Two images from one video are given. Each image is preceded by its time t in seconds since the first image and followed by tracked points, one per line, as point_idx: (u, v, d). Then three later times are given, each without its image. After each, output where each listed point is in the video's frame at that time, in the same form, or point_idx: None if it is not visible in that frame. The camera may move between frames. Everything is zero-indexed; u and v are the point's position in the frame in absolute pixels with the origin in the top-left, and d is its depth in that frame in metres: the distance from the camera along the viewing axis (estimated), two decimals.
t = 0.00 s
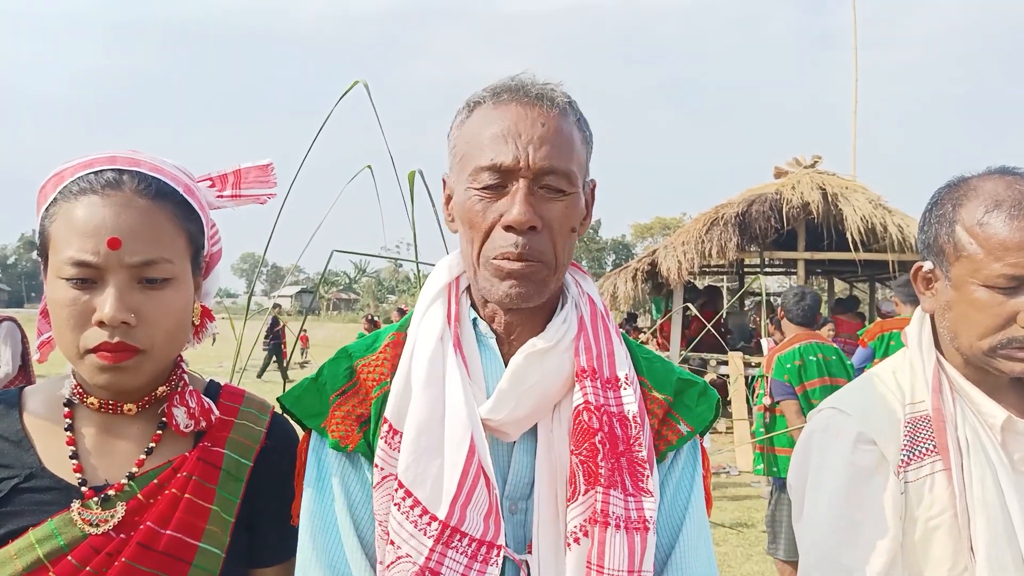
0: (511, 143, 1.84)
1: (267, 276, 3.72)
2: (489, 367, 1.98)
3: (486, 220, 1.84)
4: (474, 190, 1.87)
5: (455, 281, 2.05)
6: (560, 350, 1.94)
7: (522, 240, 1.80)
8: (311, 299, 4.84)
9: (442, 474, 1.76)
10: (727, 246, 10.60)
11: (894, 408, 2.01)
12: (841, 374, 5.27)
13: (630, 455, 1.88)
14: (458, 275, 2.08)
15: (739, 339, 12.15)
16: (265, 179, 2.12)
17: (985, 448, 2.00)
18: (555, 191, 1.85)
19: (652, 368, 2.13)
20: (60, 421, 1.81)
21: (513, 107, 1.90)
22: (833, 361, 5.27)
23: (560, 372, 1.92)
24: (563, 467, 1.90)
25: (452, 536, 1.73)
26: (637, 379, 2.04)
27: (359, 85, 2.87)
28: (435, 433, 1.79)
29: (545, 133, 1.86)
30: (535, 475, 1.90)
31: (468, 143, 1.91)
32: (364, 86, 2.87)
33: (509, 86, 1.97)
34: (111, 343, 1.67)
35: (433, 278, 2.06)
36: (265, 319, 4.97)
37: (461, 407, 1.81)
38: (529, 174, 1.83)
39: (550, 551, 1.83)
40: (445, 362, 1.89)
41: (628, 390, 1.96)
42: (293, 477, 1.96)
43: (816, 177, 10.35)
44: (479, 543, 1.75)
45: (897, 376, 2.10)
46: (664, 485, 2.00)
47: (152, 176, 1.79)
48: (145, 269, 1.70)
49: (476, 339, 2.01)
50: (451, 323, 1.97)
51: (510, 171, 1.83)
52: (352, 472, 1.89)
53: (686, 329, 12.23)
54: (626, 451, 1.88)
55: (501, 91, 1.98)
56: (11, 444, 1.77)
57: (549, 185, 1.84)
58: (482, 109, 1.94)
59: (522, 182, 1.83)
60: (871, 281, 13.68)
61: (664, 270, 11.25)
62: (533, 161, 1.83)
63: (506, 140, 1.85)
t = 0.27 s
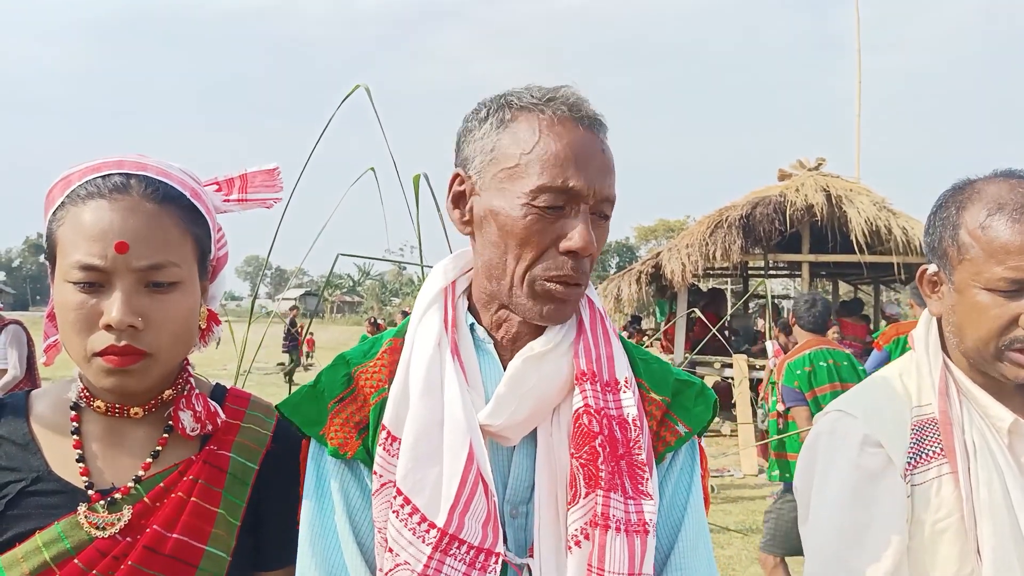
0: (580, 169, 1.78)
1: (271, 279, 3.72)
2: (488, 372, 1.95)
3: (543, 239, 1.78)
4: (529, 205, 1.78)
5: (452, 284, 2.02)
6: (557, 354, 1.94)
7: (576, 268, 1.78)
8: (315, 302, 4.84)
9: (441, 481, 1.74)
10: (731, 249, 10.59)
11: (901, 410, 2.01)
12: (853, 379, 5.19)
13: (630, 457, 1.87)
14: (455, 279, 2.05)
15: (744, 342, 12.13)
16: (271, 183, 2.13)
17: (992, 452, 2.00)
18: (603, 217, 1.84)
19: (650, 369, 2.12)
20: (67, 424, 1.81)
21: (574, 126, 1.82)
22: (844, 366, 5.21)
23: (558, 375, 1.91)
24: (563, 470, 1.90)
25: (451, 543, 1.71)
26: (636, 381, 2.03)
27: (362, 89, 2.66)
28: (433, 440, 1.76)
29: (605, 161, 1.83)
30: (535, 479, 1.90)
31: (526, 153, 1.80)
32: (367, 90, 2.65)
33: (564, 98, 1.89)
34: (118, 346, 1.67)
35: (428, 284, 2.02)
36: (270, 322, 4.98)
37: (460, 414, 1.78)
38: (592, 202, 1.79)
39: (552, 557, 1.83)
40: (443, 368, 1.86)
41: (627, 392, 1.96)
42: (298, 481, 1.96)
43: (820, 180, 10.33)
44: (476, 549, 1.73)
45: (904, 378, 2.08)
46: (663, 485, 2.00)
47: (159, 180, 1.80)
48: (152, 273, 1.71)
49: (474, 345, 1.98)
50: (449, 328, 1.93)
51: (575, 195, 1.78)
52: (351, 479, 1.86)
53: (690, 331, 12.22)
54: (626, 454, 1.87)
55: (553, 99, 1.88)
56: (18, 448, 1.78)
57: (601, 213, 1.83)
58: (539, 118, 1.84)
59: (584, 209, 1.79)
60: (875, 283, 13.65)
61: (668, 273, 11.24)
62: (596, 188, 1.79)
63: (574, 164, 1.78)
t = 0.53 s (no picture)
0: (618, 191, 1.76)
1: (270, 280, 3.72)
2: (488, 375, 1.95)
3: (574, 260, 1.74)
4: (562, 224, 1.74)
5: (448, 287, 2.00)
6: (558, 357, 1.93)
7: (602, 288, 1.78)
8: (314, 303, 4.84)
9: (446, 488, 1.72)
10: (729, 248, 10.60)
11: (900, 408, 2.01)
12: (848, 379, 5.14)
13: (634, 459, 1.88)
14: (451, 281, 2.03)
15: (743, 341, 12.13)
16: (269, 185, 2.13)
17: (990, 450, 2.00)
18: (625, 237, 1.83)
19: (643, 368, 2.11)
20: (65, 425, 1.81)
21: (609, 148, 1.79)
22: (838, 366, 5.17)
23: (560, 378, 1.91)
24: (565, 471, 1.90)
25: (458, 552, 1.68)
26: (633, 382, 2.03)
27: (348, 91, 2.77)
28: (438, 447, 1.74)
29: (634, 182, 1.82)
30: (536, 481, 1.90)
31: (562, 172, 1.76)
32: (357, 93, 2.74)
33: (599, 116, 1.85)
34: (117, 348, 1.67)
35: (423, 288, 2.00)
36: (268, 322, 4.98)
37: (464, 418, 1.76)
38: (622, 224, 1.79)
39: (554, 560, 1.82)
40: (444, 373, 1.84)
41: (629, 394, 1.97)
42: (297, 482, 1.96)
43: (818, 179, 10.33)
44: (484, 557, 1.70)
45: (902, 378, 2.09)
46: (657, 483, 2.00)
47: (157, 182, 1.80)
48: (151, 275, 1.71)
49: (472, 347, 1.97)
50: (447, 332, 1.92)
51: (610, 218, 1.76)
52: (350, 487, 1.83)
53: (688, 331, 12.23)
54: (630, 456, 1.88)
55: (587, 117, 1.84)
56: (15, 449, 1.78)
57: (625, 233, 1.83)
58: (575, 136, 1.80)
59: (615, 230, 1.78)
60: (873, 283, 13.65)
61: (667, 273, 11.25)
62: (626, 213, 1.78)
63: (611, 188, 1.75)
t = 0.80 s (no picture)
0: (632, 190, 1.77)
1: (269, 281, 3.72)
2: (492, 376, 1.94)
3: (589, 260, 1.74)
4: (579, 224, 1.73)
5: (451, 288, 1.99)
6: (564, 358, 1.92)
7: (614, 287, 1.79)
8: (314, 303, 4.83)
9: (456, 493, 1.71)
10: (729, 248, 10.60)
11: (899, 406, 2.01)
12: (830, 378, 5.09)
13: (640, 460, 1.89)
14: (452, 282, 2.02)
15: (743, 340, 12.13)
16: (268, 185, 2.13)
17: (991, 449, 2.00)
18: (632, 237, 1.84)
19: (643, 368, 2.12)
20: (65, 424, 1.81)
21: (621, 148, 1.80)
22: (819, 365, 5.11)
23: (566, 379, 1.91)
24: (571, 473, 1.90)
25: (469, 559, 1.67)
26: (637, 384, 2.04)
27: (349, 91, 2.70)
28: (447, 451, 1.73)
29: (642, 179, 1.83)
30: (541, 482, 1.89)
31: (579, 171, 1.75)
32: (355, 92, 2.69)
33: (610, 116, 1.84)
34: (118, 349, 1.67)
35: (426, 289, 1.98)
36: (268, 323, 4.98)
37: (473, 422, 1.75)
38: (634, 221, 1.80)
39: (561, 564, 1.82)
40: (451, 376, 1.83)
41: (634, 395, 1.97)
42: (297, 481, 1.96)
43: (818, 178, 10.33)
44: (494, 564, 1.69)
45: (901, 377, 2.08)
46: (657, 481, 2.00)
47: (157, 182, 1.80)
48: (151, 276, 1.71)
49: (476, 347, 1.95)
50: (452, 334, 1.90)
51: (624, 217, 1.77)
52: (349, 492, 1.82)
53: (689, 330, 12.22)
54: (636, 457, 1.88)
55: (600, 116, 1.83)
56: (15, 448, 1.78)
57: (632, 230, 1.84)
58: (591, 136, 1.79)
59: (628, 228, 1.79)
60: (874, 282, 13.65)
61: (667, 272, 11.25)
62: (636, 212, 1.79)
63: (626, 189, 1.76)
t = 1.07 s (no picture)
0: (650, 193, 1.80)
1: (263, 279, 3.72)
2: (494, 371, 1.92)
3: (609, 262, 1.75)
4: (604, 225, 1.73)
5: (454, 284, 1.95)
6: (567, 354, 1.93)
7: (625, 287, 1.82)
8: (308, 300, 4.83)
9: (469, 494, 1.70)
10: (723, 246, 10.62)
11: (894, 405, 2.02)
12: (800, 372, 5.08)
13: (641, 455, 1.91)
14: (454, 277, 1.98)
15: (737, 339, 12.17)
16: (263, 182, 2.13)
17: (983, 448, 2.02)
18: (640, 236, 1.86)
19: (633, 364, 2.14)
20: (59, 422, 1.81)
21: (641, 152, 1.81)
22: (790, 359, 5.10)
23: (570, 374, 1.91)
24: (576, 468, 1.89)
25: (485, 560, 1.67)
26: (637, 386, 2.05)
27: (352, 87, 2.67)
28: (460, 453, 1.72)
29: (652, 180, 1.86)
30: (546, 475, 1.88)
31: (607, 173, 1.74)
32: (355, 88, 2.67)
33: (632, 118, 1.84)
34: (113, 347, 1.67)
35: (429, 285, 1.94)
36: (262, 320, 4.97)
37: (487, 421, 1.73)
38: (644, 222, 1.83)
39: (562, 561, 1.80)
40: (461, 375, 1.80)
41: (633, 393, 1.98)
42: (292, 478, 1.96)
43: (812, 177, 10.35)
44: (508, 563, 1.69)
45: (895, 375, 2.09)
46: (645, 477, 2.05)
47: (152, 180, 1.80)
48: (147, 273, 1.71)
49: (480, 343, 1.93)
50: (458, 331, 1.87)
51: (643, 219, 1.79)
52: (343, 490, 1.80)
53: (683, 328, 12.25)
54: (637, 453, 1.90)
55: (623, 118, 1.83)
56: (9, 446, 1.78)
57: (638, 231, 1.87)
58: (617, 138, 1.78)
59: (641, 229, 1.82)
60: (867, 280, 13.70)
61: (661, 271, 11.26)
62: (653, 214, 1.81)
63: (646, 192, 1.78)
